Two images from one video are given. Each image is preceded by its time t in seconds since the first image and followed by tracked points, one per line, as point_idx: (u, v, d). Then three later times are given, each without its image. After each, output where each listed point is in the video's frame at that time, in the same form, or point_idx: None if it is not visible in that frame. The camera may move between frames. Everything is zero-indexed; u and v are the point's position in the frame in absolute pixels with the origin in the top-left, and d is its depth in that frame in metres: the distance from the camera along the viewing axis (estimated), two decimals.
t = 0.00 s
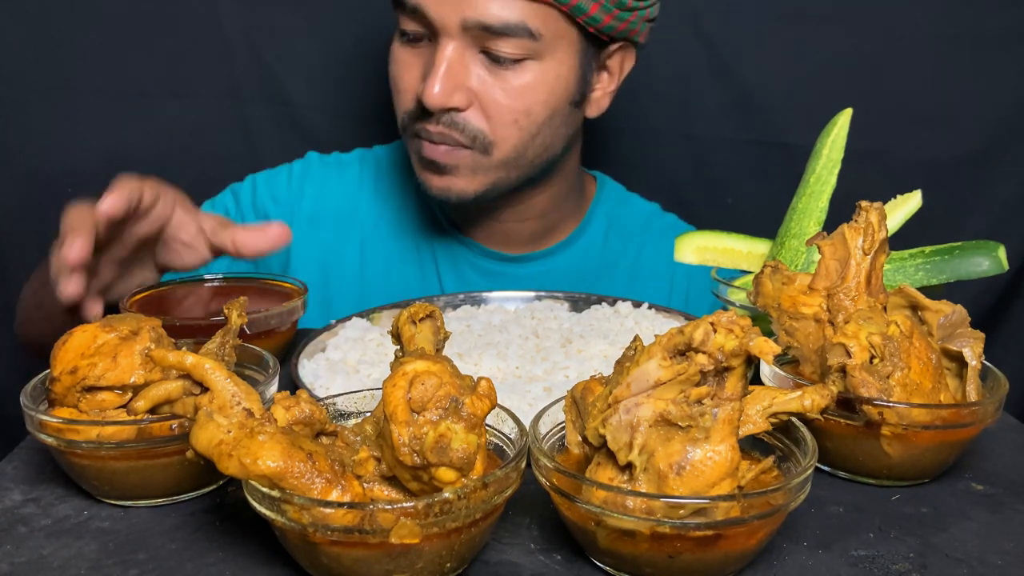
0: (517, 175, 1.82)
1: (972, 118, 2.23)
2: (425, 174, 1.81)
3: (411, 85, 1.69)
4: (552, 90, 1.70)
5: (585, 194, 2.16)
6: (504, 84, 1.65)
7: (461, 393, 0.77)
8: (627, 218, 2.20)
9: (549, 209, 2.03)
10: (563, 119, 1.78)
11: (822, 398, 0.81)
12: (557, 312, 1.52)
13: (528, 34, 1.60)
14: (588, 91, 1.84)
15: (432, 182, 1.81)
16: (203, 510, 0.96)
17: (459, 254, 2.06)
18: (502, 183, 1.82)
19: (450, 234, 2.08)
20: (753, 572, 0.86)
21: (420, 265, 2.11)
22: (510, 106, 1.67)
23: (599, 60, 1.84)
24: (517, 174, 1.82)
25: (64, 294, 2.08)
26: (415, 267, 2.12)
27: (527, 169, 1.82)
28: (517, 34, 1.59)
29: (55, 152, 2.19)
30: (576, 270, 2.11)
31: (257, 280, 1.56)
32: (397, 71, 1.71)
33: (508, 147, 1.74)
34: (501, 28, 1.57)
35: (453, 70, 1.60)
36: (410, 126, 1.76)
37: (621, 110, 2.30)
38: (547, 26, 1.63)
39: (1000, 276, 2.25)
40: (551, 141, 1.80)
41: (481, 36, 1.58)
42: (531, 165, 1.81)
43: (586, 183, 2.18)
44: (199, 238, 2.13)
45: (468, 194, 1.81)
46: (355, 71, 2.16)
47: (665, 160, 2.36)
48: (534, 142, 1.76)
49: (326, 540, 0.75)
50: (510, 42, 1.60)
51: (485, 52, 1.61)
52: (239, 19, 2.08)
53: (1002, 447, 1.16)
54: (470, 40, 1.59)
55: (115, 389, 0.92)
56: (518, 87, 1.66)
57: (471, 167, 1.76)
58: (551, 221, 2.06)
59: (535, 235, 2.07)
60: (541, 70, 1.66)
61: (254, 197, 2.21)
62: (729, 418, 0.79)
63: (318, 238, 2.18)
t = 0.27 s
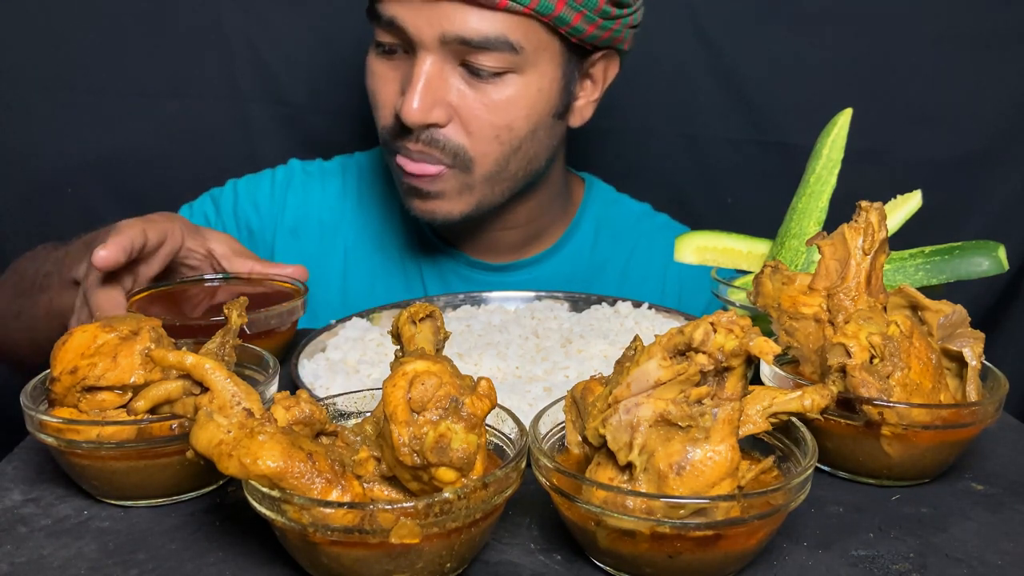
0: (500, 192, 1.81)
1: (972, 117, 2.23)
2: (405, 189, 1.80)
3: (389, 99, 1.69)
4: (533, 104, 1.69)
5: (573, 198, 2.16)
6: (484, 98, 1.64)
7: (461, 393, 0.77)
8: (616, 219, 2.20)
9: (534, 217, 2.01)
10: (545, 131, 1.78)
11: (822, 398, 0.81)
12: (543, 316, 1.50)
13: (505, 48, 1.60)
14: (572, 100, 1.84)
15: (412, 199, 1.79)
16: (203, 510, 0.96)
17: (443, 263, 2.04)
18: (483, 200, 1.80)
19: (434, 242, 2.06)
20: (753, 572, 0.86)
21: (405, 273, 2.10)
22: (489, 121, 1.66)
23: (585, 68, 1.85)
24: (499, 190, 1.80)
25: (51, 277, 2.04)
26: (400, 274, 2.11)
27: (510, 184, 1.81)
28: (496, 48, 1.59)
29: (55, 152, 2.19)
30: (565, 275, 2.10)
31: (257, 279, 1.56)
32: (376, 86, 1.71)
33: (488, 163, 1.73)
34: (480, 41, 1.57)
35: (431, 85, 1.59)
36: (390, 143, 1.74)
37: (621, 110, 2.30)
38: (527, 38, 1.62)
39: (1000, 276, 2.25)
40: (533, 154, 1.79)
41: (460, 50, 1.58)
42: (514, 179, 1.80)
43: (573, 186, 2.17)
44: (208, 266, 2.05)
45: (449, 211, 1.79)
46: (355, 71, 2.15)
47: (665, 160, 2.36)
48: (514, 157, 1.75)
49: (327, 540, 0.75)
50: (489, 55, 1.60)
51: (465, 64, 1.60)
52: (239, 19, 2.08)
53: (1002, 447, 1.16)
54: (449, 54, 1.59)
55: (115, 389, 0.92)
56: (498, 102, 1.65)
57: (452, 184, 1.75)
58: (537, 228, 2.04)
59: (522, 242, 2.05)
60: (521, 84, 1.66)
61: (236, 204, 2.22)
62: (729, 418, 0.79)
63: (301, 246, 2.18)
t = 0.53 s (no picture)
0: (505, 187, 1.81)
1: (972, 117, 2.23)
2: (411, 184, 1.80)
3: (395, 97, 1.69)
4: (539, 102, 1.69)
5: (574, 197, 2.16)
6: (489, 95, 1.64)
7: (461, 393, 0.77)
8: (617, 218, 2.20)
9: (539, 215, 2.02)
10: (551, 129, 1.78)
11: (822, 398, 0.81)
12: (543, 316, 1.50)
13: (510, 47, 1.59)
14: (576, 98, 1.83)
15: (418, 194, 1.80)
16: (203, 510, 0.96)
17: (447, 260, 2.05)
18: (489, 196, 1.81)
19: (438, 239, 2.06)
20: (753, 572, 0.86)
21: (406, 271, 2.10)
22: (494, 118, 1.66)
23: (589, 66, 1.85)
24: (504, 186, 1.81)
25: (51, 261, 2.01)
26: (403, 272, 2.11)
27: (515, 180, 1.81)
28: (502, 46, 1.59)
29: (55, 152, 2.19)
30: (566, 274, 2.11)
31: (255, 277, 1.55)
32: (381, 82, 1.71)
33: (494, 160, 1.74)
34: (485, 39, 1.56)
35: (437, 82, 1.59)
36: (396, 139, 1.75)
37: (621, 110, 2.30)
38: (532, 37, 1.62)
39: (1000, 276, 2.25)
40: (538, 151, 1.79)
41: (465, 47, 1.57)
42: (519, 176, 1.81)
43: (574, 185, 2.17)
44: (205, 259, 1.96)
45: (455, 206, 1.80)
46: (355, 71, 2.15)
47: (665, 160, 2.36)
48: (520, 153, 1.75)
49: (327, 540, 0.75)
50: (494, 53, 1.59)
51: (470, 62, 1.60)
52: (239, 18, 2.08)
53: (1002, 447, 1.16)
54: (454, 52, 1.58)
55: (115, 389, 0.92)
56: (502, 100, 1.65)
57: (457, 180, 1.75)
58: (540, 227, 2.05)
59: (525, 241, 2.06)
60: (526, 81, 1.66)
61: (238, 196, 2.21)
62: (730, 418, 0.79)
63: (303, 242, 2.17)
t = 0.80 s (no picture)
0: (543, 177, 1.83)
1: (971, 118, 2.23)
2: (451, 176, 1.80)
3: (440, 88, 1.68)
4: (583, 92, 1.72)
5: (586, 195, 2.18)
6: (537, 86, 1.66)
7: (461, 393, 0.77)
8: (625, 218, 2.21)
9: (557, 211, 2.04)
10: (589, 121, 1.81)
11: (822, 398, 0.81)
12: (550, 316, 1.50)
13: (562, 37, 1.61)
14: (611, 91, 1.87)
15: (459, 185, 1.81)
16: (203, 510, 0.96)
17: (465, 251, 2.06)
18: (528, 185, 1.82)
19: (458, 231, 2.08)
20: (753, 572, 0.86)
21: (423, 263, 2.11)
22: (541, 109, 1.68)
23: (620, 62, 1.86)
24: (542, 175, 1.83)
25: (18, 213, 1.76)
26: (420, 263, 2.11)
27: (553, 170, 1.83)
28: (554, 38, 1.61)
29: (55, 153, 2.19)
30: (578, 271, 2.11)
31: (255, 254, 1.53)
32: (424, 74, 1.71)
33: (538, 149, 1.75)
34: (539, 31, 1.58)
35: (489, 73, 1.60)
36: (438, 130, 1.75)
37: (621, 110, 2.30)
38: (582, 29, 1.64)
39: (1000, 276, 2.25)
40: (577, 142, 1.82)
41: (518, 39, 1.59)
42: (557, 167, 1.83)
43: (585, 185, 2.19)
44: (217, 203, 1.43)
45: (495, 196, 1.81)
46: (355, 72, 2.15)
47: (665, 160, 2.36)
48: (561, 143, 1.78)
49: (327, 540, 0.75)
50: (546, 44, 1.61)
51: (521, 53, 1.61)
52: (238, 19, 2.09)
53: (1002, 447, 1.16)
54: (506, 43, 1.59)
55: (115, 389, 0.92)
56: (551, 90, 1.67)
57: (500, 170, 1.76)
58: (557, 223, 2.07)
59: (541, 236, 2.08)
60: (573, 73, 1.68)
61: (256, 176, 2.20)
62: (729, 418, 0.79)
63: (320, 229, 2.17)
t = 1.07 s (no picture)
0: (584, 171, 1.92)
1: (971, 118, 2.23)
2: (499, 174, 1.88)
3: (490, 91, 1.75)
4: (624, 90, 1.81)
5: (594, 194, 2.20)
6: (586, 86, 1.74)
7: (461, 393, 0.77)
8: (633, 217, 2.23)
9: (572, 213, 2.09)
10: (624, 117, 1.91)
11: (822, 398, 0.81)
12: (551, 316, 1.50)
13: (611, 39, 1.70)
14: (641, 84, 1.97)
15: (507, 180, 1.88)
16: (204, 510, 0.96)
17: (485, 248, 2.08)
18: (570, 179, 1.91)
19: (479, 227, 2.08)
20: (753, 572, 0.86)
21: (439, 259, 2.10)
22: (590, 107, 1.77)
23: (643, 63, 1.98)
24: (585, 169, 1.92)
25: (55, 152, 1.40)
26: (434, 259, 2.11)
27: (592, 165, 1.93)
28: (603, 38, 1.69)
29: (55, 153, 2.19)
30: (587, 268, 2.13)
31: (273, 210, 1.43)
32: (471, 78, 1.76)
33: (584, 146, 1.84)
34: (591, 34, 1.66)
35: (545, 74, 1.68)
36: (487, 130, 1.80)
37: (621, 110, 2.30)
38: (626, 30, 1.74)
39: (1000, 276, 2.24)
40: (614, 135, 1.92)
41: (570, 42, 1.67)
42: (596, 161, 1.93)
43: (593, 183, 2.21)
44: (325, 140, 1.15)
45: (540, 191, 1.90)
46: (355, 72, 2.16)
47: (665, 160, 2.36)
48: (605, 138, 1.88)
49: (327, 540, 0.75)
50: (595, 45, 1.69)
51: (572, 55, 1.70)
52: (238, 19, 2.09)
53: (1002, 447, 1.16)
54: (558, 46, 1.67)
55: (115, 389, 0.92)
56: (600, 89, 1.76)
57: (548, 165, 1.85)
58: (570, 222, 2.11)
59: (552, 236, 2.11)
60: (617, 72, 1.77)
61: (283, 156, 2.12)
62: (729, 418, 0.79)
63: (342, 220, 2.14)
